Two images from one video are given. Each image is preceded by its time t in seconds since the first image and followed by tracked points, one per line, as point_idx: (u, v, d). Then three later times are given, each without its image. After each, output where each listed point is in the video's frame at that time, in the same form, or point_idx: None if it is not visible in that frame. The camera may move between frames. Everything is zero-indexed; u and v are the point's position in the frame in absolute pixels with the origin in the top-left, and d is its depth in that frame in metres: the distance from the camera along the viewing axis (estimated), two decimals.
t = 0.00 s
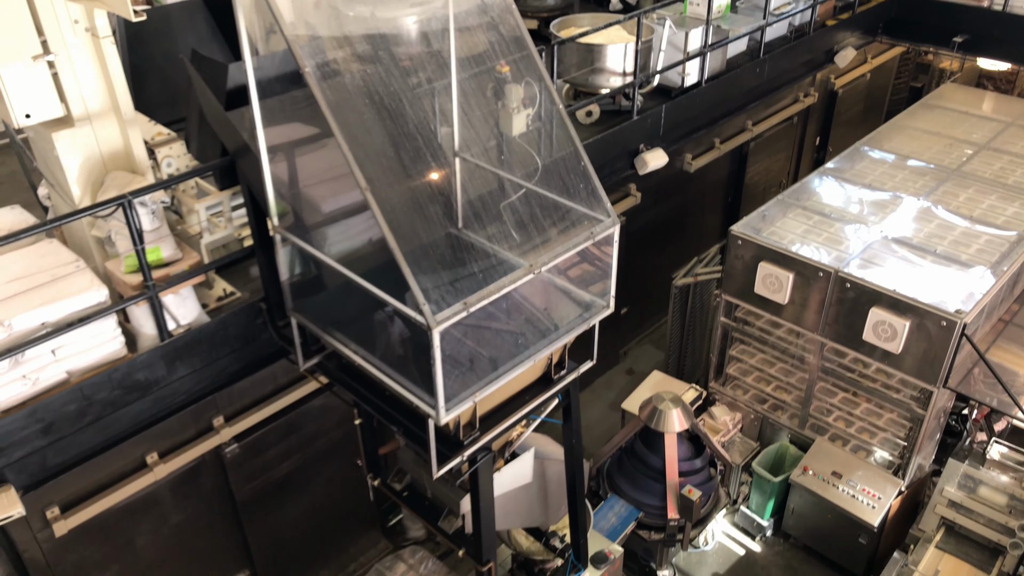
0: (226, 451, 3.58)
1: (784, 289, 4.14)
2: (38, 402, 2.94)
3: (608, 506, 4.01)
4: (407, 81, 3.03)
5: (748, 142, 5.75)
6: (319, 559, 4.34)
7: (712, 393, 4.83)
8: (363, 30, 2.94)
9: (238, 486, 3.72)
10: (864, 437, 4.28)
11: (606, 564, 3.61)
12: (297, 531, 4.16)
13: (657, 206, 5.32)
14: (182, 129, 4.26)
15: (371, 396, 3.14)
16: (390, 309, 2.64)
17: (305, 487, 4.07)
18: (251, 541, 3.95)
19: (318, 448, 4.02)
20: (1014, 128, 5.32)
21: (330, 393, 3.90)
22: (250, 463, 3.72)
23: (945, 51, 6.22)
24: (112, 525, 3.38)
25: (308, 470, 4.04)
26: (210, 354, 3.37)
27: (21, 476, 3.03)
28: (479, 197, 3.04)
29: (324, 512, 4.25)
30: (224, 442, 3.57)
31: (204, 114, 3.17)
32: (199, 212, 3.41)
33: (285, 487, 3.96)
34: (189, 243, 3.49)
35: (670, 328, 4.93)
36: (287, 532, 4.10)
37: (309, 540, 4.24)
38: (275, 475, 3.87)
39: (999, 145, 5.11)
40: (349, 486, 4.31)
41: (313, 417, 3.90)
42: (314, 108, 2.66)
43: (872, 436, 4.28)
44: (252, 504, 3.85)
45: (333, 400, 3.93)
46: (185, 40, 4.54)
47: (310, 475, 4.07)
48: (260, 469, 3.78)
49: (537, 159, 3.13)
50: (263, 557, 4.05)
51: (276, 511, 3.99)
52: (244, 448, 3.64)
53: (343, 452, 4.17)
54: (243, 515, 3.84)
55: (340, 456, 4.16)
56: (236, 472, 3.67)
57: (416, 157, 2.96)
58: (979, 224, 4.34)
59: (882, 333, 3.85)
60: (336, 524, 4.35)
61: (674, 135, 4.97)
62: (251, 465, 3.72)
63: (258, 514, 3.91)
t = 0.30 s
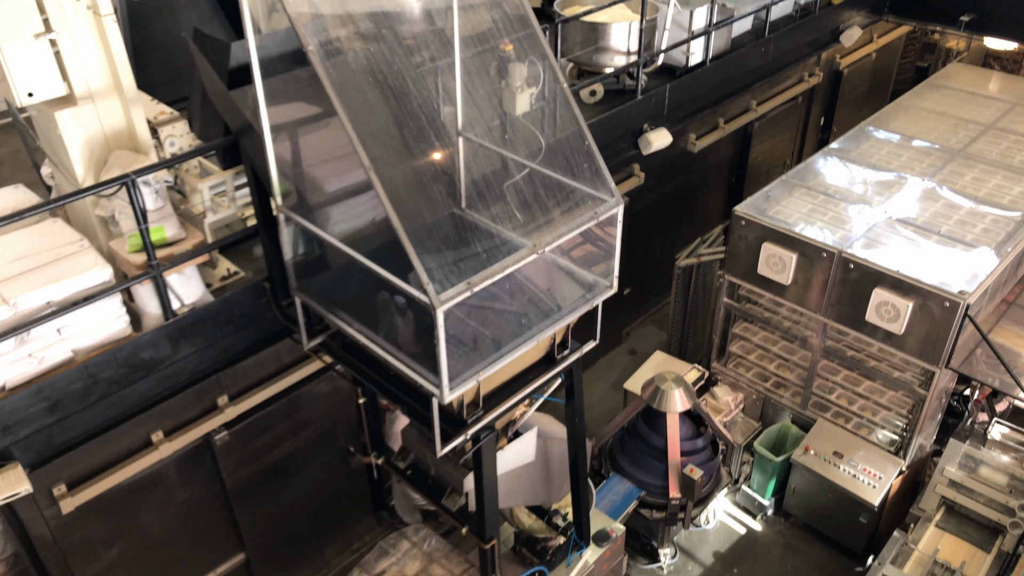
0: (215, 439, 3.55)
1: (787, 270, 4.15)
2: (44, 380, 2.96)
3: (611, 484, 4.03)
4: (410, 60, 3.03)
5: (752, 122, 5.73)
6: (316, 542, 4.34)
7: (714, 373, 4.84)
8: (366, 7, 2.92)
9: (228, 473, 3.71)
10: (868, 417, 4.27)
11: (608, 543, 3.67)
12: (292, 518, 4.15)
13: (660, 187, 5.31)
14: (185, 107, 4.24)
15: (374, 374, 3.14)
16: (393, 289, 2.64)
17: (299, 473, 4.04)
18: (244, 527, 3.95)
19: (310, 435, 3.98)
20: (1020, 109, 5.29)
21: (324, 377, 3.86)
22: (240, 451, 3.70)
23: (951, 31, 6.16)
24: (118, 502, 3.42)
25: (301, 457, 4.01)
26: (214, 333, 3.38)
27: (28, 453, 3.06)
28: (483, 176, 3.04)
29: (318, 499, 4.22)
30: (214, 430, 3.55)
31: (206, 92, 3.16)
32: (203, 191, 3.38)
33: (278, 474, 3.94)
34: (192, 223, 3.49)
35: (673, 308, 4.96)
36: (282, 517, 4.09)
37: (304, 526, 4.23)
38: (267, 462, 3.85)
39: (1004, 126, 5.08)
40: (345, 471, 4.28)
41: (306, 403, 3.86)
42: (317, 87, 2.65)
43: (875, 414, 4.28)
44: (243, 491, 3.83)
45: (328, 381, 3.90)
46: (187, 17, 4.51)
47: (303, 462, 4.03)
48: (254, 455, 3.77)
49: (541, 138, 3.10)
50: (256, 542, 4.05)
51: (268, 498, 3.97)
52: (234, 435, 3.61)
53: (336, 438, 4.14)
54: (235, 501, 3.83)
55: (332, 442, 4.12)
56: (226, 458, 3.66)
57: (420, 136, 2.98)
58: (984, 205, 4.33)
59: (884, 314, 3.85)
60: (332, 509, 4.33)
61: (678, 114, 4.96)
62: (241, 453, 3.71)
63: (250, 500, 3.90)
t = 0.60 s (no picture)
0: (201, 427, 3.55)
1: (793, 250, 4.15)
2: (53, 355, 2.98)
3: (615, 462, 4.05)
4: (416, 37, 3.01)
5: (759, 101, 5.70)
6: (303, 528, 4.36)
7: (718, 352, 4.86)
8: None
9: (215, 462, 3.71)
10: (872, 393, 4.30)
11: (612, 520, 3.70)
12: (282, 505, 4.17)
13: (666, 166, 5.30)
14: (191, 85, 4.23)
15: (381, 352, 3.16)
16: (399, 266, 2.65)
17: (286, 461, 4.04)
18: (231, 514, 3.95)
19: (306, 418, 4.00)
20: None
21: (310, 366, 3.85)
22: (226, 439, 3.69)
23: (962, 9, 6.11)
24: (127, 477, 3.46)
25: (288, 445, 4.01)
26: (222, 310, 3.39)
27: (39, 428, 3.11)
28: (490, 154, 3.03)
29: (304, 487, 4.23)
30: (199, 418, 3.55)
31: (212, 68, 3.14)
32: (209, 169, 3.39)
33: (265, 462, 3.94)
34: (199, 200, 3.49)
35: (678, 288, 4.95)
36: (268, 505, 4.10)
37: (290, 514, 4.24)
38: (253, 451, 3.84)
39: (1014, 106, 5.05)
40: (334, 459, 4.28)
41: (293, 391, 3.85)
42: (324, 65, 2.65)
43: (880, 391, 4.29)
44: (229, 479, 3.83)
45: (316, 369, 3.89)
46: None
47: (291, 449, 4.03)
48: (253, 435, 3.80)
49: (547, 116, 3.11)
50: (244, 528, 4.06)
51: (255, 486, 3.97)
52: (221, 424, 3.62)
53: (329, 423, 4.15)
54: (222, 489, 3.83)
55: (325, 428, 4.14)
56: (212, 447, 3.66)
57: (426, 114, 2.97)
58: (991, 185, 4.31)
59: (890, 295, 3.86)
60: (318, 497, 4.34)
61: (684, 93, 4.96)
62: (227, 442, 3.71)
63: (236, 488, 3.90)
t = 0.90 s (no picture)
0: (187, 417, 3.55)
1: (803, 231, 4.14)
2: (68, 329, 3.01)
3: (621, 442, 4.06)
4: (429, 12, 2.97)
5: (772, 80, 5.66)
6: (293, 518, 4.37)
7: (727, 333, 4.87)
8: None
9: (202, 451, 3.72)
10: (883, 372, 4.26)
11: (619, 497, 3.74)
12: (274, 492, 4.19)
13: (677, 145, 5.27)
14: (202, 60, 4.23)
15: (392, 329, 3.17)
16: (409, 243, 2.67)
17: (275, 450, 4.05)
18: (219, 502, 3.96)
19: (294, 407, 4.00)
20: None
21: (298, 355, 3.84)
22: (214, 427, 3.70)
23: None
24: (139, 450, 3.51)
25: (277, 433, 4.01)
26: (233, 286, 3.42)
27: (53, 401, 3.16)
28: (501, 132, 3.04)
29: (295, 476, 4.24)
30: (186, 407, 3.54)
31: (223, 43, 3.12)
32: (221, 145, 3.40)
33: (254, 450, 3.95)
34: (211, 176, 3.50)
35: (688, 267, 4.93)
36: (257, 493, 4.11)
37: (278, 503, 4.25)
38: (241, 440, 3.85)
39: None
40: (325, 448, 4.30)
41: (282, 379, 3.85)
42: (337, 41, 2.66)
43: (890, 369, 4.25)
44: (217, 468, 3.84)
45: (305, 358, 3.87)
46: None
47: (280, 438, 4.04)
48: (236, 426, 3.79)
49: (558, 94, 3.10)
50: (234, 516, 4.07)
51: (243, 474, 3.99)
52: (207, 413, 3.62)
53: (317, 412, 4.14)
54: (209, 477, 3.84)
55: (313, 416, 4.13)
56: (200, 435, 3.66)
57: (438, 91, 2.97)
58: (1006, 167, 4.28)
59: (900, 277, 3.85)
60: (309, 487, 4.35)
61: (697, 72, 4.92)
62: (214, 430, 3.71)
63: (224, 477, 3.91)
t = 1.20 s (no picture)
0: (177, 404, 3.56)
1: (820, 213, 4.11)
2: (89, 301, 3.05)
3: (633, 423, 4.06)
4: None
5: (792, 60, 5.60)
6: (286, 506, 4.37)
7: (742, 314, 4.87)
8: None
9: (194, 438, 3.73)
10: (899, 353, 4.24)
11: (631, 475, 3.76)
12: (271, 478, 4.21)
13: (695, 125, 5.24)
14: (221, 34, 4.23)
15: (408, 305, 3.18)
16: (427, 219, 2.67)
17: (269, 437, 4.06)
18: (211, 488, 3.97)
19: (285, 396, 3.99)
20: None
21: (292, 342, 3.84)
22: (206, 414, 3.71)
23: None
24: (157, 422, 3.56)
25: (272, 420, 4.02)
26: (251, 260, 3.44)
27: (75, 371, 3.21)
28: (520, 109, 3.02)
29: (290, 462, 4.25)
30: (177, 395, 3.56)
31: (242, 17, 3.12)
32: (239, 120, 3.41)
33: (248, 437, 3.96)
34: (230, 150, 3.51)
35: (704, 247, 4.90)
36: (250, 480, 4.12)
37: (271, 491, 4.25)
38: (234, 426, 3.86)
39: None
40: (321, 435, 4.30)
41: (274, 367, 3.84)
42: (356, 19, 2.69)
43: (906, 350, 4.24)
44: (210, 454, 3.84)
45: (299, 346, 3.88)
46: None
47: (273, 425, 4.04)
48: (223, 416, 3.78)
49: (577, 71, 3.08)
50: (226, 502, 4.08)
51: (238, 460, 3.99)
52: (198, 400, 3.63)
53: (309, 401, 4.13)
54: (201, 465, 3.85)
55: (306, 405, 4.12)
56: (191, 422, 3.68)
57: (457, 66, 2.98)
58: None
59: (918, 260, 3.83)
60: (304, 475, 4.36)
61: (716, 51, 4.89)
62: (205, 418, 3.72)
63: (217, 464, 3.91)
